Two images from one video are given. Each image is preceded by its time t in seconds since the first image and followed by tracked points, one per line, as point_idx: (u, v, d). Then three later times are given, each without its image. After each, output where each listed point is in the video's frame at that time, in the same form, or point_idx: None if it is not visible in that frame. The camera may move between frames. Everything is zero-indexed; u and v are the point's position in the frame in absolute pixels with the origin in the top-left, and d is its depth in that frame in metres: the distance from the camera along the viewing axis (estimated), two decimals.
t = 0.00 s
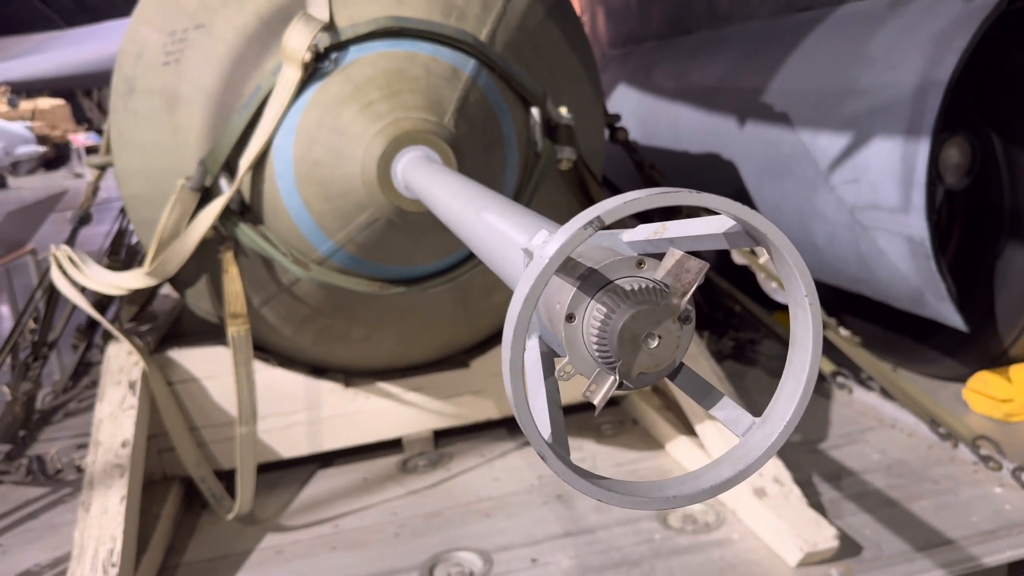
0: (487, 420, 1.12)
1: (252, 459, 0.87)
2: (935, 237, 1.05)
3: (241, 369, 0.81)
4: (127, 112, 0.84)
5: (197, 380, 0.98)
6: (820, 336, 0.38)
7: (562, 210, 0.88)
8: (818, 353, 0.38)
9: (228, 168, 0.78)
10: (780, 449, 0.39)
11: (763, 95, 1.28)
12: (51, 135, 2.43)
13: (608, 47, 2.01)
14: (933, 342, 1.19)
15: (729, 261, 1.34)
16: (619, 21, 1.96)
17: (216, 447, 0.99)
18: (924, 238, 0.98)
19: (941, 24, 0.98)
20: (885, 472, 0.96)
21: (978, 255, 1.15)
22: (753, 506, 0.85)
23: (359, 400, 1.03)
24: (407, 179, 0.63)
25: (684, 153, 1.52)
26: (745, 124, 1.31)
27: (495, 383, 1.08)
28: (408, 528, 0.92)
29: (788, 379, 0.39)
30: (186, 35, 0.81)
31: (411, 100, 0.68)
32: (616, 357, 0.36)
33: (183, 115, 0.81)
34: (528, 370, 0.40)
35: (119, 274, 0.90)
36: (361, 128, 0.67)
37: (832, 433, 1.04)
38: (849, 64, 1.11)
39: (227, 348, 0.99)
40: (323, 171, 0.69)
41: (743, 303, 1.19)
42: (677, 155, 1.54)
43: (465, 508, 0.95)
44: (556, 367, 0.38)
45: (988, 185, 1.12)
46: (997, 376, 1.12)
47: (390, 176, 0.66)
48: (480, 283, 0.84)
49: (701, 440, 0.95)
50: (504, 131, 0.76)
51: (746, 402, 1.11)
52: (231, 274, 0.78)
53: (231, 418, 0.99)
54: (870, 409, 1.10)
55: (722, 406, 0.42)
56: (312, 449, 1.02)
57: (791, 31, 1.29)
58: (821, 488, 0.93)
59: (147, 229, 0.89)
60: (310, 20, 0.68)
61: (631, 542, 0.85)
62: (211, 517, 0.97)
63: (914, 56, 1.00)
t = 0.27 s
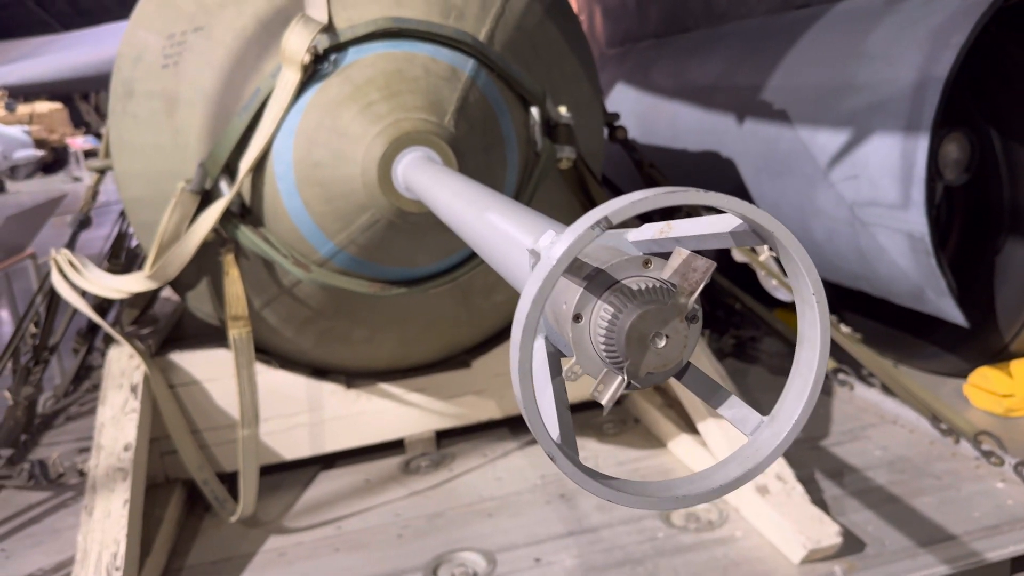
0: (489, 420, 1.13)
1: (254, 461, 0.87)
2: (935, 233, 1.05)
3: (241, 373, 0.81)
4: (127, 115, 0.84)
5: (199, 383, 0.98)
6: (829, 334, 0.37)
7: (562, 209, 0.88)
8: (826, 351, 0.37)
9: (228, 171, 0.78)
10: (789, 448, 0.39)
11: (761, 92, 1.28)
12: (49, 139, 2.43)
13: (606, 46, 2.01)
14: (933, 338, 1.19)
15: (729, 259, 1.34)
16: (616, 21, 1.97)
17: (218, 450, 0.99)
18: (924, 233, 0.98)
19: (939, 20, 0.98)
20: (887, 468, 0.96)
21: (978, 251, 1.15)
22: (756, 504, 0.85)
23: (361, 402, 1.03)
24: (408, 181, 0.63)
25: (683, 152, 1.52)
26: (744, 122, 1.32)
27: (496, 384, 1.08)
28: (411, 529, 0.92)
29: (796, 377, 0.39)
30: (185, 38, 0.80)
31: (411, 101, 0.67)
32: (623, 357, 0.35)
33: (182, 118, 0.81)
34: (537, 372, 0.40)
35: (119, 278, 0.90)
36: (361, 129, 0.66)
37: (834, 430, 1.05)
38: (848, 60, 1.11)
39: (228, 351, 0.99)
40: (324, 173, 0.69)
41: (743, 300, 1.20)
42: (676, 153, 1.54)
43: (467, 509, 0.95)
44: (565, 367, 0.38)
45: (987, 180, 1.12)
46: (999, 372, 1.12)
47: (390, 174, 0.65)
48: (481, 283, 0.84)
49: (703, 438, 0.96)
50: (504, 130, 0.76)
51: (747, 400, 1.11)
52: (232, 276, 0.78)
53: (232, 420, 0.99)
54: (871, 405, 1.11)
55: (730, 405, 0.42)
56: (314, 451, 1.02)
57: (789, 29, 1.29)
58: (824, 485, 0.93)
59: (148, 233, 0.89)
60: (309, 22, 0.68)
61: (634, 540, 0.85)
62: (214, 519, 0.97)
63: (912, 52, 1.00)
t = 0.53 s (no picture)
0: (489, 418, 1.13)
1: (257, 462, 0.87)
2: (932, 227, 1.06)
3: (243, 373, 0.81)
4: (125, 119, 0.85)
5: (200, 385, 0.98)
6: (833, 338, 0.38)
7: (560, 208, 0.88)
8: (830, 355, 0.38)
9: (228, 175, 0.78)
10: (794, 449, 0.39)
11: (757, 89, 1.28)
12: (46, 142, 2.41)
13: (602, 43, 2.01)
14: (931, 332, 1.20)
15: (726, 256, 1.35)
16: (611, 18, 1.97)
17: (220, 451, 1.00)
18: (921, 228, 0.99)
19: (934, 14, 0.98)
20: (886, 462, 0.96)
21: (975, 245, 1.15)
22: (757, 499, 0.85)
23: (362, 402, 1.03)
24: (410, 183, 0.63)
25: (680, 149, 1.52)
26: (740, 119, 1.32)
27: (497, 382, 1.08)
28: (414, 528, 0.92)
29: (801, 379, 0.40)
30: (182, 41, 0.81)
31: (410, 103, 0.68)
32: (630, 362, 0.36)
33: (181, 121, 0.81)
34: (544, 376, 0.40)
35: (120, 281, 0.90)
36: (361, 132, 0.67)
37: (833, 424, 1.05)
38: (843, 56, 1.11)
39: (229, 353, 1.00)
40: (324, 176, 0.69)
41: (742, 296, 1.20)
42: (672, 150, 1.54)
43: (470, 507, 0.95)
44: (573, 370, 0.39)
45: (983, 174, 1.13)
46: (995, 364, 1.15)
47: (390, 178, 0.66)
48: (481, 282, 0.85)
49: (703, 434, 0.96)
50: (502, 130, 0.76)
51: (747, 395, 1.12)
52: (233, 278, 0.78)
53: (234, 422, 0.99)
54: (870, 399, 1.11)
55: (736, 406, 0.42)
56: (316, 451, 1.02)
57: (784, 25, 1.29)
58: (823, 480, 0.94)
59: (148, 236, 0.90)
60: (307, 24, 0.69)
61: (636, 537, 0.86)
62: (217, 521, 0.98)
63: (907, 47, 1.00)
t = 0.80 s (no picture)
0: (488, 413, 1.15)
1: (260, 458, 0.88)
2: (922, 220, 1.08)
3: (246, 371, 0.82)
4: (126, 121, 0.86)
5: (203, 382, 1.00)
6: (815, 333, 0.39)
7: (555, 205, 0.90)
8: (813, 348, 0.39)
9: (229, 176, 0.79)
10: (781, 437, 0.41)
11: (749, 84, 1.30)
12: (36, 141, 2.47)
13: (595, 39, 2.03)
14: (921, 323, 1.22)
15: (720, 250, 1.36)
16: (604, 14, 1.98)
17: (223, 448, 1.01)
18: (911, 221, 1.00)
19: (923, 10, 1.00)
20: (879, 451, 0.98)
21: (965, 236, 1.18)
22: (752, 490, 0.87)
23: (362, 398, 1.05)
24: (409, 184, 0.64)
25: (673, 144, 1.53)
26: (733, 114, 1.33)
27: (494, 377, 1.09)
28: (416, 522, 0.94)
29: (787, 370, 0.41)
30: (182, 44, 0.81)
31: (408, 104, 0.69)
32: (628, 357, 0.37)
33: (181, 122, 0.82)
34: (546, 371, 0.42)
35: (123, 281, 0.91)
36: (361, 134, 0.68)
37: (826, 415, 1.07)
38: (834, 51, 1.13)
39: (230, 351, 1.01)
40: (325, 177, 0.71)
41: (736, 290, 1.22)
42: (666, 145, 1.56)
43: (470, 500, 0.97)
44: (574, 366, 0.40)
45: (973, 167, 1.14)
46: (986, 355, 1.17)
47: (391, 179, 0.67)
48: (479, 278, 0.86)
49: (698, 425, 0.98)
50: (498, 130, 0.77)
51: (741, 387, 1.14)
52: (235, 278, 0.79)
53: (237, 419, 1.01)
54: (862, 389, 1.13)
55: (726, 397, 0.44)
56: (317, 447, 1.04)
57: (776, 20, 1.31)
58: (817, 469, 0.96)
59: (150, 236, 0.91)
60: (306, 28, 0.70)
61: (636, 528, 0.87)
62: (221, 516, 0.99)
63: (897, 43, 1.02)
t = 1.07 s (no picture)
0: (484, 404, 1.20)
1: (272, 450, 0.93)
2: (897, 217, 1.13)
3: (258, 368, 0.88)
4: (138, 130, 0.90)
5: (213, 378, 1.04)
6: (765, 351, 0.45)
7: (547, 207, 0.94)
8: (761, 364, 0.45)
9: (240, 185, 0.84)
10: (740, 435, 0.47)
11: (733, 84, 1.34)
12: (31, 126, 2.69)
13: (585, 35, 2.07)
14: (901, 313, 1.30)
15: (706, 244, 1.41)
16: (593, 11, 2.02)
17: (233, 440, 1.06)
18: (886, 219, 1.05)
19: (897, 17, 1.04)
20: (855, 437, 1.04)
21: (938, 230, 1.24)
22: (736, 475, 0.92)
23: (365, 391, 1.10)
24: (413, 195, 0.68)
25: (661, 141, 1.58)
26: (718, 113, 1.38)
27: (491, 369, 1.14)
28: (419, 509, 0.99)
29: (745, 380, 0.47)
30: (192, 58, 0.86)
31: (412, 120, 0.73)
32: (615, 375, 0.42)
33: (191, 132, 0.86)
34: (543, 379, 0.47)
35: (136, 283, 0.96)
36: (368, 147, 0.72)
37: (806, 403, 1.13)
38: (814, 54, 1.18)
39: (239, 348, 1.06)
40: (333, 188, 0.75)
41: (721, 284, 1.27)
42: (654, 142, 1.60)
43: (470, 488, 1.02)
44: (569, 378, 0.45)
45: (945, 165, 1.20)
46: (960, 342, 1.23)
47: (399, 195, 0.71)
48: (477, 278, 0.91)
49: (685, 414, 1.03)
50: (494, 140, 0.82)
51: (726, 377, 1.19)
52: (246, 281, 0.84)
53: (246, 413, 1.05)
54: (840, 377, 1.19)
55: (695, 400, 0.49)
56: (323, 439, 1.09)
57: (759, 21, 1.35)
58: (797, 455, 1.02)
59: (162, 239, 0.95)
60: (314, 47, 0.74)
61: (627, 512, 0.93)
62: (233, 506, 1.04)
63: (873, 48, 1.07)
